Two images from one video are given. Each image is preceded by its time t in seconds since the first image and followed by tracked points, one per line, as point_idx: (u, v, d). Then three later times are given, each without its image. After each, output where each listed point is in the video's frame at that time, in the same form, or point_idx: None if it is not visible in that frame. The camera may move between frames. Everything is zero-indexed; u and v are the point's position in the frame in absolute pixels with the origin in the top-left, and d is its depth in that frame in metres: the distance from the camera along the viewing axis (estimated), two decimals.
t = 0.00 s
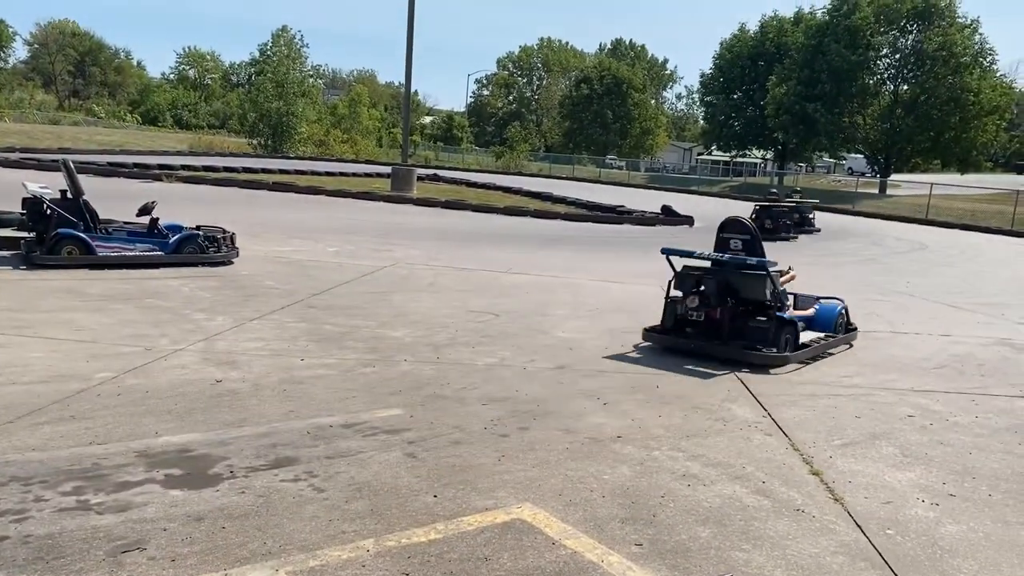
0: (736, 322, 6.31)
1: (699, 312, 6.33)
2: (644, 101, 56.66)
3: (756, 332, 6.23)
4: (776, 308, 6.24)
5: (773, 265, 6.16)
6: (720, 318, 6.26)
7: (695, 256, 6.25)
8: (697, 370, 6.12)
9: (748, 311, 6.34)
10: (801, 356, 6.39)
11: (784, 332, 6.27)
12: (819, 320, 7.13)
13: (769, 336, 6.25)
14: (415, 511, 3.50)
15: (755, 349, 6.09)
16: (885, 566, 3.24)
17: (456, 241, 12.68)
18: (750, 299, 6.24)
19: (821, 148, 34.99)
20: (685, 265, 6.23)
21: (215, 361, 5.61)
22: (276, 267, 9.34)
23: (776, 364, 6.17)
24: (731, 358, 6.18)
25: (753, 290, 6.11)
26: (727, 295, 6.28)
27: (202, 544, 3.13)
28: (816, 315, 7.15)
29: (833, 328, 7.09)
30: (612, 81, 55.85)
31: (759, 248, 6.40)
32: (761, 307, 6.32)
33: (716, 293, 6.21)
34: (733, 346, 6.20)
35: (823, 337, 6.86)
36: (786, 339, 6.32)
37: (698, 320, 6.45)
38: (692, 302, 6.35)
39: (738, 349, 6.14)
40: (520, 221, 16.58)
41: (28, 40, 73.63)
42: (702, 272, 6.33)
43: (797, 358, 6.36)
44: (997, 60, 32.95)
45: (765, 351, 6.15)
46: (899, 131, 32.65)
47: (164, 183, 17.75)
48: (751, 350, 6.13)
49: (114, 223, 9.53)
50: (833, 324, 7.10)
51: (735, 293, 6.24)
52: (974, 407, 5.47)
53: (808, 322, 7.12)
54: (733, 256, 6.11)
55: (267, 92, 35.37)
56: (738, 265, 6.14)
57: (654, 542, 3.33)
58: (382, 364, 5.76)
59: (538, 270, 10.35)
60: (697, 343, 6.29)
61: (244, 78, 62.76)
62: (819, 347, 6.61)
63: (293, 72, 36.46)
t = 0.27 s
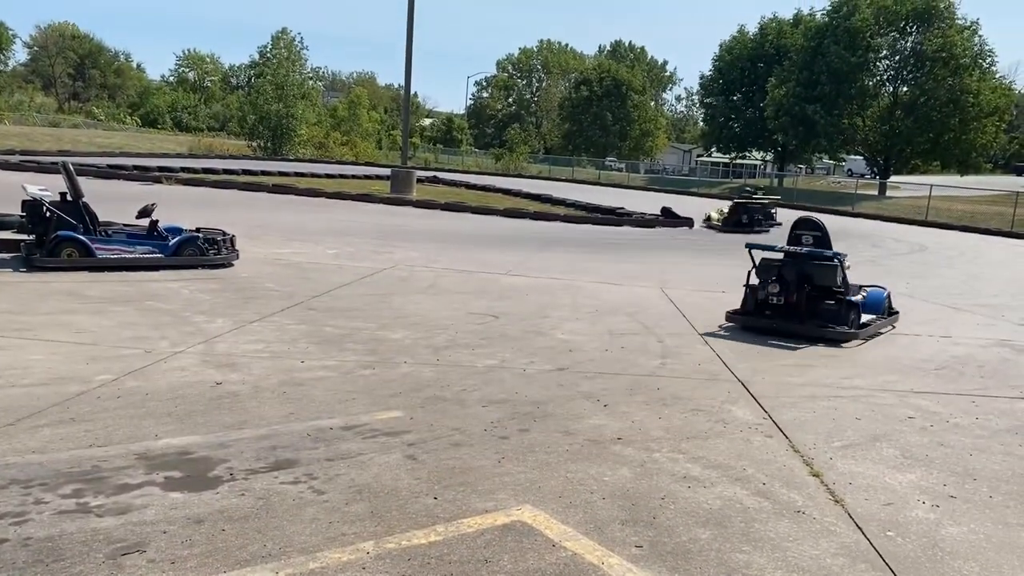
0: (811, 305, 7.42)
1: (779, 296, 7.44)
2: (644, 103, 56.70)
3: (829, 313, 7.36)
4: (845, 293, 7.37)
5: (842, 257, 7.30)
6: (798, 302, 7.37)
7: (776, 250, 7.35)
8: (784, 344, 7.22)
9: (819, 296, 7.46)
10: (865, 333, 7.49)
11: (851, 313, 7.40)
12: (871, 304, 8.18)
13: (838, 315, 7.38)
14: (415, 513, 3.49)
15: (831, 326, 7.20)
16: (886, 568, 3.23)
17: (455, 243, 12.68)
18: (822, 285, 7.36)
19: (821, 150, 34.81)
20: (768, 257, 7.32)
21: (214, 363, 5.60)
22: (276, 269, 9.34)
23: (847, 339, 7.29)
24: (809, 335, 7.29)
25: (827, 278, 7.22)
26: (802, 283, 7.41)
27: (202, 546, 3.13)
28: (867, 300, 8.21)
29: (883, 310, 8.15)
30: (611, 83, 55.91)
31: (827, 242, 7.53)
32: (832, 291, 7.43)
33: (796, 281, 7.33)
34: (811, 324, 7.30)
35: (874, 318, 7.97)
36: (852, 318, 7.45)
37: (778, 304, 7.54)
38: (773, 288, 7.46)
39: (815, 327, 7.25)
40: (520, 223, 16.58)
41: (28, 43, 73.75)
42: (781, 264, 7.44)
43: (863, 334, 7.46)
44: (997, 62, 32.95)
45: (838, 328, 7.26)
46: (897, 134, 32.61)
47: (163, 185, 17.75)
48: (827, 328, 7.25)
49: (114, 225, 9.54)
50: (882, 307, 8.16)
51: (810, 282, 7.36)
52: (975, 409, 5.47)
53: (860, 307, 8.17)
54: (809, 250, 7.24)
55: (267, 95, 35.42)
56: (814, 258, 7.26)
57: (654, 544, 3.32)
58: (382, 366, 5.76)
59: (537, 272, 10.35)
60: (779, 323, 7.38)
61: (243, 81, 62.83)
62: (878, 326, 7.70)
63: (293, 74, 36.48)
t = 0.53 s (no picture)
0: (862, 291, 8.51)
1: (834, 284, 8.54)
2: (645, 105, 56.74)
3: (878, 297, 8.47)
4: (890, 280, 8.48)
5: (888, 250, 8.41)
6: (851, 289, 8.45)
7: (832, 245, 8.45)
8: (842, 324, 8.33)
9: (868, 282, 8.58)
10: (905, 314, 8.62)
11: (895, 298, 8.52)
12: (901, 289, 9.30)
13: (885, 300, 8.49)
14: (416, 515, 3.49)
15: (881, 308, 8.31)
16: (889, 570, 3.23)
17: (456, 244, 12.70)
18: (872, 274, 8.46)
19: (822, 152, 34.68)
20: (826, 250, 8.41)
21: (216, 365, 5.61)
22: (278, 271, 9.34)
23: (894, 319, 8.41)
24: (861, 317, 8.40)
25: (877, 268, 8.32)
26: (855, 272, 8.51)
27: (203, 549, 3.13)
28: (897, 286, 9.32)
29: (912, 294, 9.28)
30: (612, 84, 56.01)
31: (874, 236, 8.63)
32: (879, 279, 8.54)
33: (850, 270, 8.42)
34: (863, 308, 8.41)
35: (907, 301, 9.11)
36: (895, 302, 8.57)
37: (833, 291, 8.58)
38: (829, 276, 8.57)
39: (867, 310, 8.36)
40: (521, 225, 16.59)
41: (30, 45, 73.86)
42: (835, 256, 8.54)
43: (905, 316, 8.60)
44: (997, 64, 32.95)
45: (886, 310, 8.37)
46: (899, 134, 32.70)
47: (164, 187, 17.76)
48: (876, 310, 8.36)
49: (116, 228, 9.55)
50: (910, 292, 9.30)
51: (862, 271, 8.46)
52: (977, 410, 5.47)
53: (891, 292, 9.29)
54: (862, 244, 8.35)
55: (268, 97, 35.48)
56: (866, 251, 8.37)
57: (656, 546, 3.32)
58: (384, 368, 5.76)
59: (538, 274, 10.36)
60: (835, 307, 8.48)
61: (245, 82, 62.90)
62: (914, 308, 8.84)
63: (294, 76, 36.50)
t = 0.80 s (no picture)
0: (889, 279, 9.79)
1: (867, 273, 9.79)
2: (647, 106, 56.73)
3: (903, 283, 9.77)
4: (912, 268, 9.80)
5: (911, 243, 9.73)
6: (882, 277, 9.74)
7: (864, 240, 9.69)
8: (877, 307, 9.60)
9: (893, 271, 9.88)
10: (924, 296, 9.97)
11: (916, 283, 9.85)
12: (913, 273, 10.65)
13: (908, 286, 9.80)
14: (418, 517, 3.49)
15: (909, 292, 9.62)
16: (891, 571, 3.23)
17: (459, 246, 12.70)
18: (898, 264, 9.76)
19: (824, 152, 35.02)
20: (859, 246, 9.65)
21: (218, 367, 5.61)
22: (280, 273, 9.35)
23: (917, 302, 9.75)
24: (891, 301, 9.72)
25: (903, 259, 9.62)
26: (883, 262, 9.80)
27: (206, 550, 3.13)
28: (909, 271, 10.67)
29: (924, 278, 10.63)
30: (614, 86, 56.04)
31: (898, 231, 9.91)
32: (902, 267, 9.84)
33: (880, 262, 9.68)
34: (892, 292, 9.72)
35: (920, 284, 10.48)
36: (917, 286, 9.90)
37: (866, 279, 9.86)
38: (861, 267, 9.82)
39: (895, 295, 9.68)
40: (523, 226, 16.59)
41: (33, 47, 74.02)
42: (865, 250, 9.81)
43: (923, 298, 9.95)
44: (1000, 65, 32.85)
45: (912, 295, 9.69)
46: (902, 136, 32.70)
47: (167, 189, 17.78)
48: (904, 295, 9.66)
49: (118, 230, 9.56)
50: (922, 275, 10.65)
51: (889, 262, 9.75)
52: (980, 412, 5.46)
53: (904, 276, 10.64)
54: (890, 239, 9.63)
55: (271, 99, 35.54)
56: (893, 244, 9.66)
57: (658, 548, 3.32)
58: (386, 370, 5.76)
59: (541, 275, 10.36)
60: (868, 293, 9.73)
61: (247, 84, 63.03)
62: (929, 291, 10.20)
63: (297, 79, 36.51)
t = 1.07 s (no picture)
0: (902, 266, 11.11)
1: (883, 262, 11.11)
2: (650, 107, 56.74)
3: (914, 269, 11.12)
4: (920, 257, 11.15)
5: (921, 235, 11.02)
6: (896, 266, 11.06)
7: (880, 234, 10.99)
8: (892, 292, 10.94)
9: (905, 259, 11.22)
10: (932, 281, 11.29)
11: (925, 270, 11.18)
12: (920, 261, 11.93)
13: (918, 273, 11.14)
14: (421, 518, 3.49)
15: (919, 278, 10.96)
16: (894, 573, 3.22)
17: (462, 247, 12.70)
18: (909, 254, 11.08)
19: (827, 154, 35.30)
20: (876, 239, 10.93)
21: (222, 368, 5.62)
22: (283, 274, 9.36)
23: (926, 287, 11.09)
24: (904, 287, 11.04)
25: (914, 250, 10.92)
26: (897, 252, 11.13)
27: (209, 551, 3.14)
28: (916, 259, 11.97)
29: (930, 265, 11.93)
30: (617, 87, 56.04)
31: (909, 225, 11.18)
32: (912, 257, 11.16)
33: (895, 252, 10.97)
34: (905, 279, 11.04)
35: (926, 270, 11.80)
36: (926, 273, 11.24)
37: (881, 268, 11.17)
38: (877, 258, 11.12)
39: (908, 281, 11.00)
40: (526, 227, 16.59)
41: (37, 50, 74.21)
42: (881, 242, 11.12)
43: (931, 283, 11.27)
44: (1004, 65, 32.75)
45: (922, 280, 11.03)
46: (905, 136, 32.57)
47: (171, 191, 17.80)
48: (915, 280, 11.00)
49: (122, 231, 9.57)
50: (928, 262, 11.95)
51: (901, 252, 11.04)
52: (983, 413, 5.45)
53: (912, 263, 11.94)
54: (904, 232, 10.93)
55: (274, 100, 35.46)
56: (906, 237, 10.97)
57: (661, 549, 3.32)
58: (389, 371, 5.76)
59: (544, 276, 10.35)
60: (885, 280, 11.03)
61: (250, 86, 63.13)
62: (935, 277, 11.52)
63: (300, 80, 36.29)
